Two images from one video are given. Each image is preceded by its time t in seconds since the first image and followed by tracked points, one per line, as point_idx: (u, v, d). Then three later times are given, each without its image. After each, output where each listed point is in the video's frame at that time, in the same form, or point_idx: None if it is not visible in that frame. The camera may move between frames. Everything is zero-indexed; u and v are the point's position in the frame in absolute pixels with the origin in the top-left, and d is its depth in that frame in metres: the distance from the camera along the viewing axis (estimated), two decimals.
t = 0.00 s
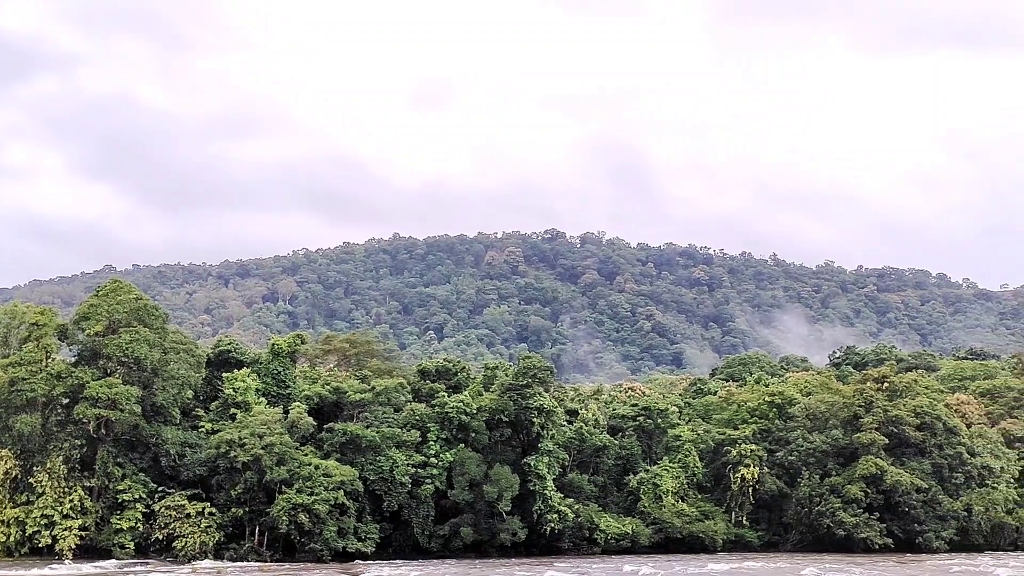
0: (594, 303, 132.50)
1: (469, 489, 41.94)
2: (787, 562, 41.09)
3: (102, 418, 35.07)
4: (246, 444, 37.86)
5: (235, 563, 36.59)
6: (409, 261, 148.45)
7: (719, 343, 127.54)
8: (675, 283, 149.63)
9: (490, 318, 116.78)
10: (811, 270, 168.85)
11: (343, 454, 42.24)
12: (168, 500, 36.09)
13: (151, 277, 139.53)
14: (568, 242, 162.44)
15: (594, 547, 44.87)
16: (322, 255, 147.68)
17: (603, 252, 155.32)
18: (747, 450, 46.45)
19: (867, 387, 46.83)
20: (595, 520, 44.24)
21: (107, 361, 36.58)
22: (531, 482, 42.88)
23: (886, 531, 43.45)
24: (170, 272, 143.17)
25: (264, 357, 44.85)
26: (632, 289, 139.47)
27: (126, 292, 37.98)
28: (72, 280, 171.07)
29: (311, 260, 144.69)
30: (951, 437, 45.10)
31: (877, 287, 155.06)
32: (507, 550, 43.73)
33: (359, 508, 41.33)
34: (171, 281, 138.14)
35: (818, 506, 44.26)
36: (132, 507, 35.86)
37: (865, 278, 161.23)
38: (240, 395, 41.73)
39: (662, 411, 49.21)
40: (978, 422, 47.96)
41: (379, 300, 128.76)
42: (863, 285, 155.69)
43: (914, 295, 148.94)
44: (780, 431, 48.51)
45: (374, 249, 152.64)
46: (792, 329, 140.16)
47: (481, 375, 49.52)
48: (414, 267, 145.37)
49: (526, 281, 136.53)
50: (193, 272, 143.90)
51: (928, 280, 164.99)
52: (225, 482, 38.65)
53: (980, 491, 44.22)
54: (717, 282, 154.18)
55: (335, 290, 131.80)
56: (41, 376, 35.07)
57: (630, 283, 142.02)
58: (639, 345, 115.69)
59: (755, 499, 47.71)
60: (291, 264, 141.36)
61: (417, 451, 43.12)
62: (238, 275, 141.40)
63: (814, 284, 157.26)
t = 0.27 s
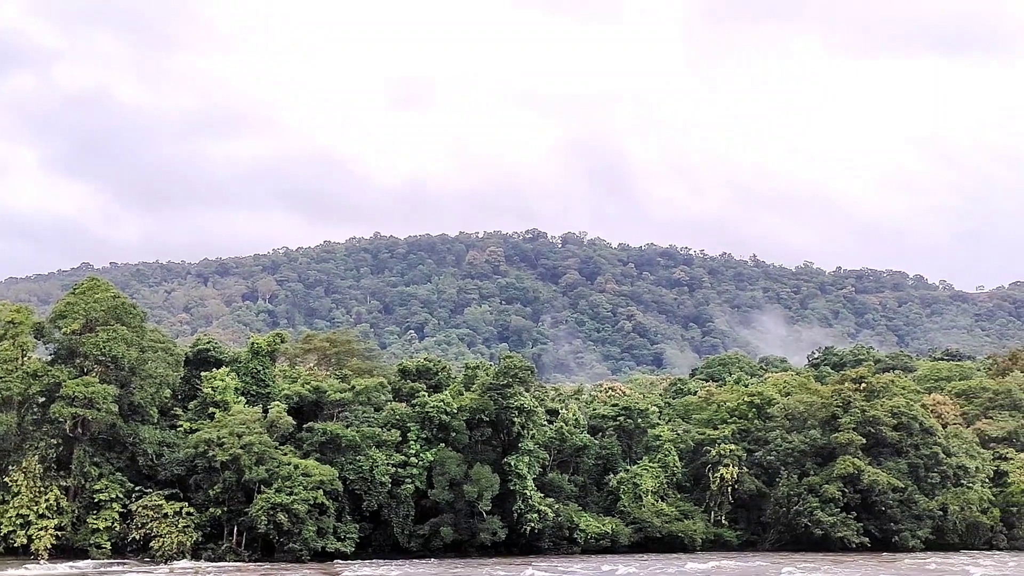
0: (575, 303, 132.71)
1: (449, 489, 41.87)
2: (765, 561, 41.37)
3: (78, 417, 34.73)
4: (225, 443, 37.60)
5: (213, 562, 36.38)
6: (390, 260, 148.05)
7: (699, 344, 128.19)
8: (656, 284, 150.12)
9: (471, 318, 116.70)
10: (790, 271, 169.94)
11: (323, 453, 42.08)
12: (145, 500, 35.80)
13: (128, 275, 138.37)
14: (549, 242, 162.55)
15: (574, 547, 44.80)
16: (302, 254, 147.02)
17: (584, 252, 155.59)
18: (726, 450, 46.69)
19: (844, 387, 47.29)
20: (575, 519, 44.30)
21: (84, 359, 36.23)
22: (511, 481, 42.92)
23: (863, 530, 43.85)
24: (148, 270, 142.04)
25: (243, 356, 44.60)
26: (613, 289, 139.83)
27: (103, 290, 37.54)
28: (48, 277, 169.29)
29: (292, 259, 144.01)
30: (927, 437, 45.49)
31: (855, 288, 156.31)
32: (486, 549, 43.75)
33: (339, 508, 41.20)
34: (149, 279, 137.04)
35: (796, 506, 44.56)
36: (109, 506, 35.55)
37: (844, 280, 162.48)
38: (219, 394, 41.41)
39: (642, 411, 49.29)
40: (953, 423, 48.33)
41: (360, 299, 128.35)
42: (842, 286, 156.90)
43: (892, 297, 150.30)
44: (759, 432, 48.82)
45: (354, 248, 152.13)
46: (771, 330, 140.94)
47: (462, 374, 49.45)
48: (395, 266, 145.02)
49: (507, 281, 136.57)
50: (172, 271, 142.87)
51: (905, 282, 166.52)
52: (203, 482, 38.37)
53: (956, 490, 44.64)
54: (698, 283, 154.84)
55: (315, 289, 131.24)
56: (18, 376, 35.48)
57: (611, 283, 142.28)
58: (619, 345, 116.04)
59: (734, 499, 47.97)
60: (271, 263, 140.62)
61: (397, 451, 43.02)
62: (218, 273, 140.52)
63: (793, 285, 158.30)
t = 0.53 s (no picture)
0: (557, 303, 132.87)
1: (430, 489, 41.80)
2: (745, 561, 41.57)
3: (55, 417, 34.40)
4: (204, 443, 37.34)
5: (191, 563, 36.12)
6: (372, 260, 147.66)
7: (680, 344, 128.74)
8: (638, 284, 150.52)
9: (453, 318, 116.60)
10: (771, 272, 170.88)
11: (303, 453, 41.88)
12: (123, 500, 35.50)
13: (107, 273, 137.29)
14: (531, 242, 162.63)
15: (554, 547, 44.81)
16: (283, 253, 146.39)
17: (566, 253, 155.80)
18: (706, 451, 46.90)
19: (823, 388, 47.64)
20: (556, 519, 44.30)
21: (61, 358, 35.91)
22: (492, 481, 42.90)
23: (841, 530, 44.18)
24: (127, 268, 141.01)
25: (223, 356, 44.37)
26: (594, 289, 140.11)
27: (81, 288, 37.23)
28: (25, 275, 167.71)
29: (273, 258, 143.36)
30: (905, 437, 45.84)
31: (835, 290, 157.46)
32: (467, 550, 43.70)
33: (319, 508, 41.05)
34: (129, 278, 136.04)
35: (775, 506, 44.80)
36: (86, 507, 35.23)
37: (823, 281, 163.62)
38: (198, 393, 41.15)
39: (623, 411, 49.38)
40: (930, 424, 48.73)
41: (341, 298, 127.93)
42: (822, 287, 158.00)
43: (871, 298, 151.52)
44: (739, 432, 48.98)
45: (336, 247, 151.62)
46: (751, 331, 141.64)
47: (443, 374, 49.38)
48: (377, 266, 144.67)
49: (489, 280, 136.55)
50: (151, 269, 141.88)
51: (884, 283, 167.90)
52: (182, 482, 38.10)
53: (933, 490, 45.05)
54: (679, 284, 155.41)
55: (297, 288, 130.73)
56: None
57: (593, 283, 142.50)
58: (601, 345, 116.31)
59: (714, 498, 48.16)
60: (252, 262, 139.90)
61: (378, 451, 42.91)
62: (198, 272, 139.69)
63: (774, 286, 159.22)
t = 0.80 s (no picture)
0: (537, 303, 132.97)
1: (408, 489, 41.71)
2: (722, 561, 41.77)
3: (29, 417, 34.04)
4: (180, 443, 37.08)
5: (166, 564, 35.79)
6: (352, 259, 147.15)
7: (659, 345, 129.25)
8: (617, 286, 150.92)
9: (432, 318, 116.43)
10: (750, 274, 171.92)
11: (281, 454, 41.63)
12: (98, 501, 35.17)
13: (82, 271, 135.88)
14: (512, 243, 162.65)
15: (532, 548, 44.81)
16: (262, 252, 145.56)
17: (546, 253, 155.96)
18: (684, 451, 47.09)
19: (800, 390, 47.96)
20: (534, 520, 44.31)
21: (35, 357, 35.55)
22: (471, 482, 42.84)
23: (817, 531, 44.53)
24: (103, 267, 139.65)
25: (200, 355, 44.02)
26: (574, 290, 140.33)
27: (56, 286, 36.89)
28: None
29: (251, 257, 142.51)
30: (880, 438, 46.25)
31: (812, 292, 158.66)
32: (445, 550, 43.59)
33: (296, 508, 40.79)
34: (105, 277, 134.74)
35: (752, 506, 45.05)
36: (60, 507, 34.88)
37: (801, 283, 164.82)
38: (175, 393, 40.86)
39: (602, 411, 49.41)
40: (905, 425, 49.21)
41: (320, 298, 127.38)
42: (799, 289, 159.17)
43: (847, 301, 152.85)
44: (717, 432, 49.19)
45: (315, 247, 150.98)
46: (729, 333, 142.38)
47: (421, 375, 49.29)
48: (356, 266, 144.19)
49: (469, 281, 136.48)
50: (128, 267, 140.62)
51: (861, 286, 169.41)
52: (158, 482, 37.82)
53: (908, 491, 45.48)
54: (658, 285, 155.98)
55: (275, 288, 130.03)
56: None
57: (573, 284, 142.68)
58: (580, 346, 116.62)
59: (692, 499, 48.31)
60: (230, 261, 138.97)
61: (356, 451, 42.77)
62: (175, 271, 138.62)
63: (752, 288, 160.20)
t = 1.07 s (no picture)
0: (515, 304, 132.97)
1: (386, 490, 41.56)
2: (699, 562, 41.98)
3: (2, 417, 33.61)
4: (156, 444, 36.74)
5: (140, 566, 35.43)
6: (330, 259, 146.53)
7: (638, 347, 129.70)
8: (596, 287, 151.26)
9: (411, 319, 116.20)
10: (728, 276, 172.84)
11: (257, 454, 41.34)
12: (71, 502, 34.82)
13: (56, 270, 134.36)
14: (491, 243, 162.63)
15: (510, 549, 44.84)
16: (239, 251, 144.61)
17: (525, 254, 156.08)
18: (661, 453, 47.24)
19: (776, 391, 48.27)
20: (512, 521, 44.32)
21: (8, 356, 35.12)
22: (449, 483, 42.74)
23: (793, 531, 44.84)
24: (78, 266, 138.15)
25: (176, 355, 43.60)
26: (553, 291, 140.47)
27: (29, 286, 36.46)
28: None
29: (228, 256, 141.53)
30: (855, 439, 46.64)
31: (789, 294, 159.84)
32: (423, 552, 43.47)
33: (272, 509, 40.50)
34: (79, 276, 133.30)
35: (729, 507, 45.28)
36: (32, 508, 34.49)
37: (778, 285, 165.96)
38: (150, 393, 40.46)
39: (580, 412, 49.40)
40: (879, 426, 49.66)
41: (298, 298, 126.74)
42: (776, 291, 160.30)
43: (823, 303, 154.13)
44: (694, 434, 49.35)
45: (293, 247, 150.24)
46: (706, 335, 143.04)
47: (400, 375, 49.17)
48: (335, 266, 143.64)
49: (448, 281, 136.32)
50: (102, 266, 139.20)
51: (837, 288, 170.91)
52: (132, 483, 37.44)
53: (882, 491, 45.89)
54: (637, 287, 156.50)
55: (253, 288, 129.23)
56: None
57: (551, 285, 142.84)
58: (558, 347, 116.78)
59: (669, 500, 48.44)
60: (208, 261, 137.95)
61: (333, 452, 42.57)
62: (151, 270, 137.42)
63: (730, 290, 161.12)
